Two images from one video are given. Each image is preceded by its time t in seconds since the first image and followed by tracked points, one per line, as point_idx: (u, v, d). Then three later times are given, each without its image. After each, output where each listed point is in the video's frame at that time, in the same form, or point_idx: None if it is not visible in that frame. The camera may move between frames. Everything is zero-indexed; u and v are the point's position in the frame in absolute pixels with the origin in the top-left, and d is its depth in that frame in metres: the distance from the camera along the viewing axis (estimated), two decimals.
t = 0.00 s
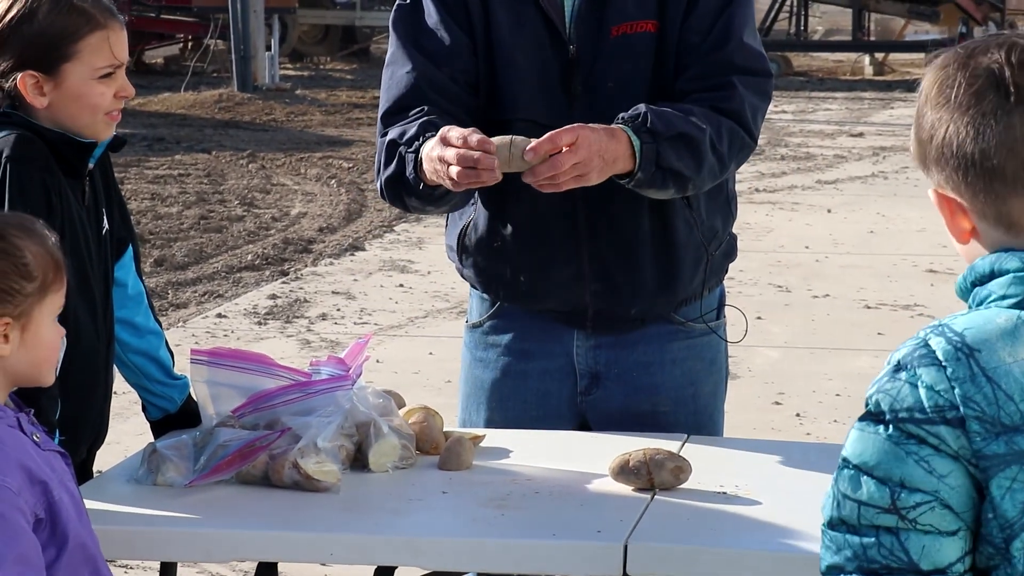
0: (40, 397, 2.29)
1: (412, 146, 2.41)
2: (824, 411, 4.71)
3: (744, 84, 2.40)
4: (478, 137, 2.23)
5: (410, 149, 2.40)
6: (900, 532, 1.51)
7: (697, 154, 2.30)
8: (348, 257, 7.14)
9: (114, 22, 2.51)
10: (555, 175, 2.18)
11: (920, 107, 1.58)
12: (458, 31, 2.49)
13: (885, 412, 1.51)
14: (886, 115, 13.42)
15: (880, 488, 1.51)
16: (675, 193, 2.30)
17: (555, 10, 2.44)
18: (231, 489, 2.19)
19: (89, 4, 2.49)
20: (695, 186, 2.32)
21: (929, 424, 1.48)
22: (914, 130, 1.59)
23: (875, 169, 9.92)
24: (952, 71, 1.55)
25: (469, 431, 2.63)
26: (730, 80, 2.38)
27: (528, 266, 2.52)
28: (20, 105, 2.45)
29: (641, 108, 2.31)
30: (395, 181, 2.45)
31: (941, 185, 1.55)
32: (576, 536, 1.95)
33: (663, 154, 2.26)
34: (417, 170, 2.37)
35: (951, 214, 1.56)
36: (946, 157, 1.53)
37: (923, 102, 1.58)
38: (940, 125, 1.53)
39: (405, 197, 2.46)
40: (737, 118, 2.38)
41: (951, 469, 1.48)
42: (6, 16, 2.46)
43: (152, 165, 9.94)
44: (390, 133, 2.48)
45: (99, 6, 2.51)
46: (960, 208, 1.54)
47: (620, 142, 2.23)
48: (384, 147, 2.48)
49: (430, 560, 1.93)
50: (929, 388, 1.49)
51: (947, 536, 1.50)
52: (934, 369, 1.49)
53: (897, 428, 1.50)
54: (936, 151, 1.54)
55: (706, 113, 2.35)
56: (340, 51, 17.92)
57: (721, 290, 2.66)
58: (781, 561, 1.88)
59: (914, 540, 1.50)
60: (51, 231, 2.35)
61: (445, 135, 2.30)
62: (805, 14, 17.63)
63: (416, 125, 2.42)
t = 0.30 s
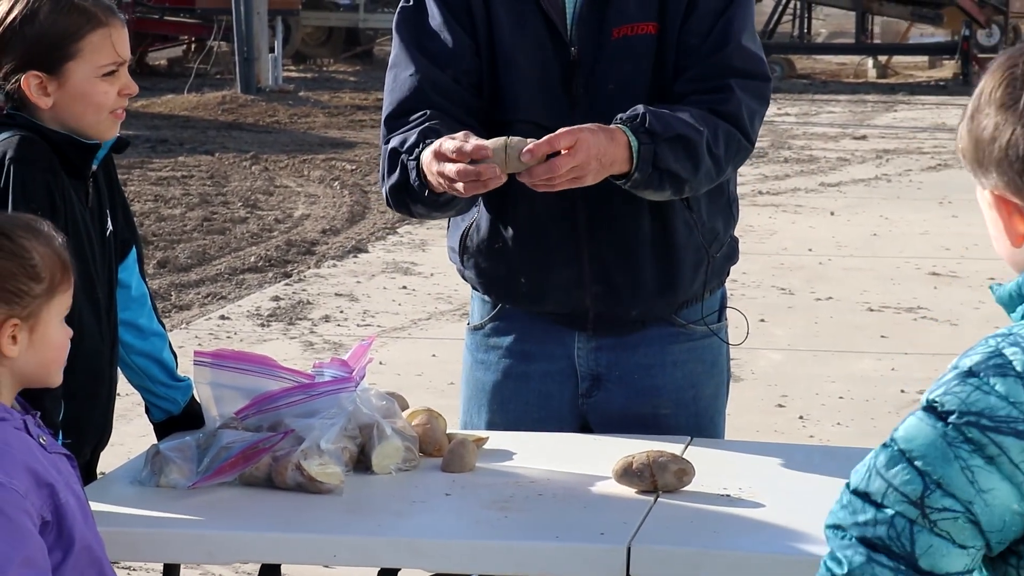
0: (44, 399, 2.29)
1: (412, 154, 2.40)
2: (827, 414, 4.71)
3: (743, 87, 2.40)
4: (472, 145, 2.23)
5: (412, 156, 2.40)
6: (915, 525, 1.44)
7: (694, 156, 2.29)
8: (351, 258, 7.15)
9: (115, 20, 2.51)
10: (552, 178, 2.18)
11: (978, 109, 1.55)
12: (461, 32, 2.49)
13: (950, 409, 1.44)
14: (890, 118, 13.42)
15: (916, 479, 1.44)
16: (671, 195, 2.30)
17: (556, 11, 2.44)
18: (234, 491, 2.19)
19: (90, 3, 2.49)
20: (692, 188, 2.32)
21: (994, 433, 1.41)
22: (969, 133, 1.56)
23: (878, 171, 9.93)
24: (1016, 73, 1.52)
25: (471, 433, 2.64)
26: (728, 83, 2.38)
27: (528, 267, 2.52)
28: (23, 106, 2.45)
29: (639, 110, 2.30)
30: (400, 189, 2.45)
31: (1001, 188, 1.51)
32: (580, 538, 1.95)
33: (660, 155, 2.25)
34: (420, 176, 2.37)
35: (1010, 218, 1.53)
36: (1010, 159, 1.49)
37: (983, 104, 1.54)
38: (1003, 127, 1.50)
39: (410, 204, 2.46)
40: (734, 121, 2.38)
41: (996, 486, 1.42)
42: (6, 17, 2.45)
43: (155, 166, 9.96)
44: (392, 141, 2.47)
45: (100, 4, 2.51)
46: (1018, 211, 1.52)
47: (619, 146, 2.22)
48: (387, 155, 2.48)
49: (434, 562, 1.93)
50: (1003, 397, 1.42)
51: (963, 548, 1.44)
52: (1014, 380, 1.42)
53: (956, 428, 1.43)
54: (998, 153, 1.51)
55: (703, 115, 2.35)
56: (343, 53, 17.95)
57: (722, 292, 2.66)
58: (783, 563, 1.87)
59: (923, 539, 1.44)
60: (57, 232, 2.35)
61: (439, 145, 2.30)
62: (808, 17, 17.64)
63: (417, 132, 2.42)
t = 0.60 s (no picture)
0: (45, 401, 2.29)
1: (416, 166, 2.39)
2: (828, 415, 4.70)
3: (740, 90, 2.39)
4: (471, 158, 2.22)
5: (415, 170, 2.39)
6: (923, 486, 1.38)
7: (693, 162, 2.30)
8: (353, 259, 7.15)
9: (119, 19, 2.51)
10: (550, 189, 2.17)
11: None
12: (462, 34, 2.50)
13: (1003, 388, 1.36)
14: (891, 118, 13.42)
15: (946, 445, 1.36)
16: (669, 201, 2.30)
17: (556, 12, 2.45)
18: (236, 492, 2.19)
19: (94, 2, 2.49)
20: (691, 194, 2.32)
21: None
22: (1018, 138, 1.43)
23: (880, 172, 9.92)
24: None
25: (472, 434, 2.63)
26: (725, 86, 2.38)
27: (529, 268, 2.52)
28: (27, 105, 2.46)
29: (638, 115, 2.31)
30: (406, 203, 2.43)
31: None
32: (581, 539, 1.95)
33: (659, 163, 2.26)
34: (426, 187, 2.36)
35: None
36: None
37: None
38: None
39: (417, 216, 2.44)
40: (732, 125, 2.38)
41: None
42: (8, 17, 2.45)
43: (157, 167, 9.96)
44: (394, 155, 2.47)
45: (103, 3, 2.51)
46: None
47: (619, 158, 2.22)
48: (390, 169, 2.47)
49: (435, 563, 1.93)
50: None
51: (966, 522, 1.38)
52: None
53: (1003, 409, 1.35)
54: None
55: (700, 119, 2.35)
56: (344, 53, 17.97)
57: (724, 293, 2.65)
58: (783, 564, 1.87)
59: (926, 502, 1.38)
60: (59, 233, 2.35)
61: (439, 161, 2.30)
62: (810, 18, 17.63)
63: (418, 146, 2.41)
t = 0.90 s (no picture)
0: (44, 401, 2.27)
1: (422, 175, 2.38)
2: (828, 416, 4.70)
3: (729, 95, 2.39)
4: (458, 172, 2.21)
5: (420, 178, 2.37)
6: (876, 448, 1.49)
7: (684, 173, 2.30)
8: (352, 260, 7.14)
9: (118, 18, 2.51)
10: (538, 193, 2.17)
11: (1003, 132, 1.45)
12: (462, 32, 2.50)
13: (968, 394, 1.42)
14: (891, 120, 13.42)
15: (906, 426, 1.46)
16: (660, 210, 2.30)
17: (554, 12, 2.45)
18: (235, 492, 2.19)
19: (93, 2, 2.49)
20: (680, 206, 2.32)
21: (996, 436, 1.40)
22: (993, 159, 1.46)
23: (879, 174, 9.92)
24: None
25: (470, 434, 2.64)
26: (713, 91, 2.37)
27: (528, 270, 2.52)
28: (26, 105, 2.46)
29: (628, 128, 2.31)
30: (416, 211, 2.42)
31: None
32: (579, 539, 1.94)
33: (650, 175, 2.25)
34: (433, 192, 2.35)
35: None
36: None
37: (1010, 127, 1.45)
38: None
39: (429, 223, 2.42)
40: (722, 131, 2.37)
41: (975, 480, 1.42)
42: (7, 17, 2.45)
43: (156, 167, 9.96)
44: (397, 164, 2.45)
45: (103, 3, 2.51)
46: None
47: (609, 176, 2.22)
48: (394, 179, 2.45)
49: (433, 563, 1.93)
50: None
51: (909, 493, 1.49)
52: None
53: (964, 413, 1.42)
54: None
55: (688, 129, 2.34)
56: (343, 54, 17.97)
57: (721, 294, 2.65)
58: (782, 565, 1.87)
59: (876, 463, 1.50)
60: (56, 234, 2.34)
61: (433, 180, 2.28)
62: (809, 20, 17.63)
63: (421, 152, 2.39)
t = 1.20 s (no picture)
0: (44, 401, 2.27)
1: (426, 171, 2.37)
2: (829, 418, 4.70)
3: (726, 95, 2.39)
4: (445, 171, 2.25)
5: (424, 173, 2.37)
6: (840, 444, 1.50)
7: (685, 168, 2.29)
8: (352, 261, 7.14)
9: (117, 19, 2.51)
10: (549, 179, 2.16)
11: (960, 143, 1.48)
12: (466, 30, 2.50)
13: (946, 381, 1.46)
14: (891, 122, 13.41)
15: (879, 418, 1.48)
16: (660, 205, 2.28)
17: (555, 13, 2.45)
18: (235, 494, 2.19)
19: (92, 2, 2.48)
20: (681, 200, 2.31)
21: (973, 425, 1.44)
22: (950, 168, 1.50)
23: (880, 176, 9.91)
24: (1003, 103, 1.46)
25: (470, 436, 2.64)
26: (710, 92, 2.37)
27: (528, 269, 2.52)
28: (26, 106, 2.46)
29: (630, 122, 2.29)
30: (419, 207, 2.41)
31: (993, 223, 1.46)
32: (579, 541, 1.94)
33: (652, 168, 2.24)
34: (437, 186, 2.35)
35: (999, 253, 1.48)
36: (1004, 197, 1.44)
37: (966, 137, 1.48)
38: (993, 165, 1.44)
39: (433, 218, 2.41)
40: (718, 129, 2.37)
41: (949, 472, 1.45)
42: (7, 18, 2.45)
43: (157, 169, 9.95)
44: (402, 160, 2.45)
45: (102, 3, 2.51)
46: (1011, 244, 1.46)
47: (615, 170, 2.22)
48: (398, 174, 2.45)
49: (433, 564, 1.93)
50: (1001, 402, 1.43)
51: (872, 490, 1.50)
52: (1018, 395, 1.44)
53: (942, 402, 1.45)
54: (988, 192, 1.45)
55: (687, 125, 2.33)
56: (344, 55, 17.97)
57: (722, 295, 2.65)
58: (783, 568, 1.87)
59: (839, 460, 1.51)
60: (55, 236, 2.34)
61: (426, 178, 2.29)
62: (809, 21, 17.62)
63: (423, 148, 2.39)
